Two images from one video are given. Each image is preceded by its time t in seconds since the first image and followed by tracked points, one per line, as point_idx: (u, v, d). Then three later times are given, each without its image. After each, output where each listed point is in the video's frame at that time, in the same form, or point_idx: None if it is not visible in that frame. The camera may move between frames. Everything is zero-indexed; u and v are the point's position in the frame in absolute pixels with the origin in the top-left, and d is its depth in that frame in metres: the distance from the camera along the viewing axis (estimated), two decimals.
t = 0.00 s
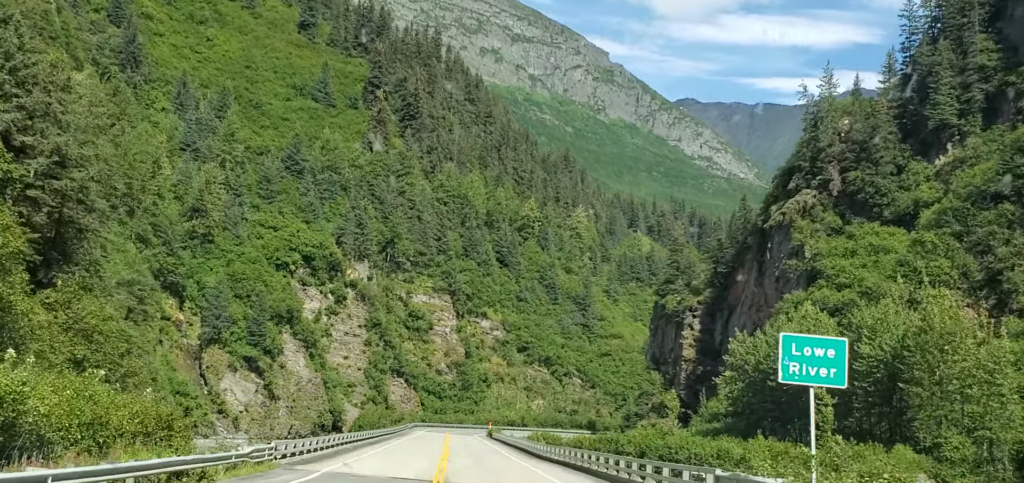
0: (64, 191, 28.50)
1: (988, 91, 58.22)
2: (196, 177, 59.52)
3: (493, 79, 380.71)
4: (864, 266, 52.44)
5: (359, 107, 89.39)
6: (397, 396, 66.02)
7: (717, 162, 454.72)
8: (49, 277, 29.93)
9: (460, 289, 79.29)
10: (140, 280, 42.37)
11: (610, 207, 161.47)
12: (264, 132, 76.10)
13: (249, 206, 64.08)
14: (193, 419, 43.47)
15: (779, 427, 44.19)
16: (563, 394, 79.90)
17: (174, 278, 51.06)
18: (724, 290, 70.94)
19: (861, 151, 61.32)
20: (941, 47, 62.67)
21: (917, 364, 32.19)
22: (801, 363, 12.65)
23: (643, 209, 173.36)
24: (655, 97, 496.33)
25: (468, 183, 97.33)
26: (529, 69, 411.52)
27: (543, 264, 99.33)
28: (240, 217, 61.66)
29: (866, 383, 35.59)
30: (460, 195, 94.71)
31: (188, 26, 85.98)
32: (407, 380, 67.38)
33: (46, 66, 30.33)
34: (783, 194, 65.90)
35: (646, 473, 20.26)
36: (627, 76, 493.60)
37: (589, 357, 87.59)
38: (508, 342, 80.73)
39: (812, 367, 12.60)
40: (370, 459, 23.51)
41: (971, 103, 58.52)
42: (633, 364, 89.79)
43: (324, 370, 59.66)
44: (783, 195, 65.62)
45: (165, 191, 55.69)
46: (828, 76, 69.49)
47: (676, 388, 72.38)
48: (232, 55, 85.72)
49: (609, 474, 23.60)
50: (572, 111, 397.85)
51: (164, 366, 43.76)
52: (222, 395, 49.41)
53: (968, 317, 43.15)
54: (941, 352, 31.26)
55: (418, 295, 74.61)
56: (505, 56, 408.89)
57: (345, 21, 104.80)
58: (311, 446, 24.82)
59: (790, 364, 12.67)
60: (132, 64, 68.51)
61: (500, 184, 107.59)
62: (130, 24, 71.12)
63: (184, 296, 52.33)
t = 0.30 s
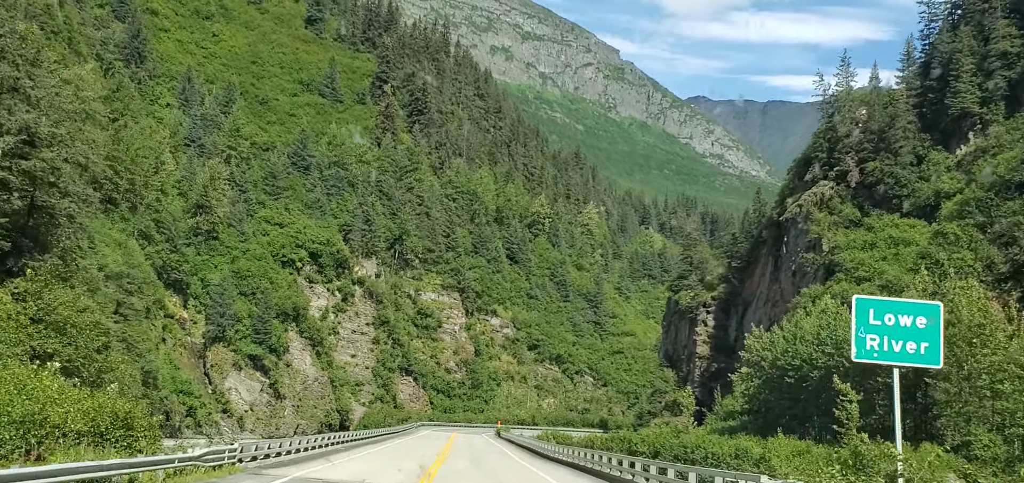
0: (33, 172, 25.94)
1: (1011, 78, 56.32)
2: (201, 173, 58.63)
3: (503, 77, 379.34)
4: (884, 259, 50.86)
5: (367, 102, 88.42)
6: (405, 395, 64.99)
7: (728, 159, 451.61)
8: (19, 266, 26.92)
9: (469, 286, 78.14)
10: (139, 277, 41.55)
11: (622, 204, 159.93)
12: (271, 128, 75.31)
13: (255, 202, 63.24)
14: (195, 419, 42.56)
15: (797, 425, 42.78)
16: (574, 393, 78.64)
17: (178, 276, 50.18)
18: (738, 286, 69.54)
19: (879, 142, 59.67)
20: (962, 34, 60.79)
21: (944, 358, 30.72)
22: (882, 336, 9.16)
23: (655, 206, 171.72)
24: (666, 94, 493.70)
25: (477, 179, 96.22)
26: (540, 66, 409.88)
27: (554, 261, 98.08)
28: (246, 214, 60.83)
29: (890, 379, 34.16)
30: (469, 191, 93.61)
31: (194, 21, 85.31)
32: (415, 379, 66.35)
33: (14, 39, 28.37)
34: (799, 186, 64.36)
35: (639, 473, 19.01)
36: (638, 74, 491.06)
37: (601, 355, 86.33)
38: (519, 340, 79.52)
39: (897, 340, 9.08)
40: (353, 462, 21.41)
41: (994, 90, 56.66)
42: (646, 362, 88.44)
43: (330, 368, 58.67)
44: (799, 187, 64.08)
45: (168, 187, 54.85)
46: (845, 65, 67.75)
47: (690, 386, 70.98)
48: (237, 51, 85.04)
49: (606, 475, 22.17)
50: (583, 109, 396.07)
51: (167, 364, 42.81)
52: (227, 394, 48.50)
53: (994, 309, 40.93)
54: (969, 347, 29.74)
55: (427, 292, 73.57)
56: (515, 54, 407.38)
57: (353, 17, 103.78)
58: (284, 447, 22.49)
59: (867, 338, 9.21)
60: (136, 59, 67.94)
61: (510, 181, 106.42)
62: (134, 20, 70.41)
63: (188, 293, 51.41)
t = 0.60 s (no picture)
0: None
1: None
2: (206, 169, 57.81)
3: (514, 76, 377.83)
4: (906, 252, 49.23)
5: (375, 99, 87.50)
6: (414, 395, 63.99)
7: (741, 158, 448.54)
8: None
9: (479, 284, 76.99)
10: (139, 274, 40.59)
11: (634, 201, 158.32)
12: (278, 125, 74.47)
13: (262, 199, 62.44)
14: (201, 419, 41.63)
15: (818, 425, 41.30)
16: (587, 392, 77.45)
17: (183, 274, 49.27)
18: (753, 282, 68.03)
19: (900, 132, 57.99)
20: (986, 21, 58.93)
21: (978, 354, 29.22)
22: None
23: (667, 204, 169.89)
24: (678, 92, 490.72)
25: (487, 175, 95.13)
26: (551, 65, 408.26)
27: (566, 258, 96.75)
28: (252, 211, 59.97)
29: (917, 376, 32.69)
30: (479, 187, 92.50)
31: (201, 17, 84.62)
32: (425, 378, 65.33)
33: None
34: (817, 178, 62.76)
35: (658, 476, 17.05)
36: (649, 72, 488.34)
37: (614, 354, 85.00)
38: (530, 338, 78.30)
39: None
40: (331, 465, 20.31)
41: (1020, 78, 54.83)
42: (660, 360, 86.99)
43: (338, 367, 57.71)
44: (817, 180, 62.46)
45: (173, 184, 54.04)
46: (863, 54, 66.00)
47: (706, 384, 69.51)
48: (245, 47, 84.33)
49: (618, 479, 20.23)
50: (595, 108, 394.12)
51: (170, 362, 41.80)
52: (232, 394, 47.61)
53: None
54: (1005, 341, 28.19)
55: (436, 290, 72.51)
56: (526, 53, 405.83)
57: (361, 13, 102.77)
58: (256, 449, 21.29)
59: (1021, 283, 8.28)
60: (142, 55, 67.40)
61: (520, 177, 105.22)
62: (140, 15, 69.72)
63: (193, 291, 50.51)
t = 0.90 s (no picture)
0: None
1: None
2: (219, 166, 57.21)
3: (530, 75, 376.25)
4: (937, 244, 47.42)
5: (390, 95, 86.73)
6: (430, 394, 63.10)
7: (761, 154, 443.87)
8: None
9: (496, 281, 75.91)
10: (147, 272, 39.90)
11: (652, 198, 156.48)
12: (292, 121, 73.85)
13: (275, 196, 61.82)
14: (213, 419, 40.80)
15: (848, 423, 39.67)
16: (606, 391, 76.13)
17: (195, 272, 48.59)
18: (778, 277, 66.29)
19: (928, 121, 56.08)
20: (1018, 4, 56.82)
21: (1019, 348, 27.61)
22: None
23: (686, 201, 167.78)
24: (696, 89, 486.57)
25: (504, 171, 94.07)
26: (567, 64, 406.17)
27: (584, 255, 95.38)
28: (265, 208, 59.31)
29: (955, 372, 31.08)
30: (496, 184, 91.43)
31: (215, 15, 84.23)
32: (441, 377, 64.39)
33: None
34: (843, 169, 60.95)
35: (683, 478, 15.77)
36: (667, 69, 484.63)
37: (633, 352, 83.59)
38: (548, 336, 77.09)
39: None
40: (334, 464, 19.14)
41: None
42: (681, 358, 85.39)
43: (353, 366, 56.87)
44: (843, 170, 60.68)
45: (185, 181, 53.47)
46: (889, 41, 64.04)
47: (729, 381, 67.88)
48: (259, 44, 83.87)
49: (637, 481, 18.74)
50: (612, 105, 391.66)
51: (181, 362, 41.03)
52: (245, 393, 46.84)
53: None
54: None
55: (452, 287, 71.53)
56: (543, 51, 404.07)
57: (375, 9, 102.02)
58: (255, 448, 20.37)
59: None
60: (154, 52, 67.03)
61: (537, 173, 104.00)
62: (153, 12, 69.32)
63: (205, 290, 49.85)
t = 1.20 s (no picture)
0: None
1: None
2: (217, 159, 56.15)
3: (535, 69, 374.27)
4: (956, 229, 45.94)
5: (392, 86, 85.50)
6: (435, 389, 62.00)
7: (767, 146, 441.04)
8: None
9: (501, 274, 74.70)
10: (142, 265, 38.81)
11: (659, 190, 154.90)
12: (292, 113, 72.71)
13: (275, 189, 60.71)
14: (212, 416, 39.70)
15: (867, 415, 38.28)
16: (614, 384, 74.92)
17: (194, 266, 47.51)
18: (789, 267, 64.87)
19: (944, 103, 54.53)
20: None
21: None
22: None
23: (693, 192, 166.10)
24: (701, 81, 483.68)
25: (509, 163, 92.76)
26: (572, 57, 403.92)
27: (591, 247, 94.05)
28: (265, 201, 58.22)
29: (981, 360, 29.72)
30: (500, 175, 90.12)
31: (214, 6, 83.11)
32: (446, 372, 63.23)
33: None
34: (856, 155, 59.43)
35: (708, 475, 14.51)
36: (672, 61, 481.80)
37: (641, 344, 82.29)
38: (554, 329, 75.86)
39: None
40: (323, 464, 17.91)
41: None
42: (690, 351, 84.02)
43: (356, 361, 55.77)
44: (856, 156, 59.15)
45: (183, 173, 52.39)
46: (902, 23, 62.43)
47: (741, 373, 66.59)
48: (258, 35, 82.71)
49: (652, 478, 17.50)
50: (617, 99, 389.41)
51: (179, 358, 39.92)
52: (246, 389, 45.77)
53: None
54: None
55: (456, 280, 70.36)
56: (547, 45, 401.92)
57: None
58: (239, 446, 19.16)
59: None
60: (152, 43, 65.94)
61: (542, 165, 102.69)
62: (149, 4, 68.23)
63: (204, 284, 48.81)
